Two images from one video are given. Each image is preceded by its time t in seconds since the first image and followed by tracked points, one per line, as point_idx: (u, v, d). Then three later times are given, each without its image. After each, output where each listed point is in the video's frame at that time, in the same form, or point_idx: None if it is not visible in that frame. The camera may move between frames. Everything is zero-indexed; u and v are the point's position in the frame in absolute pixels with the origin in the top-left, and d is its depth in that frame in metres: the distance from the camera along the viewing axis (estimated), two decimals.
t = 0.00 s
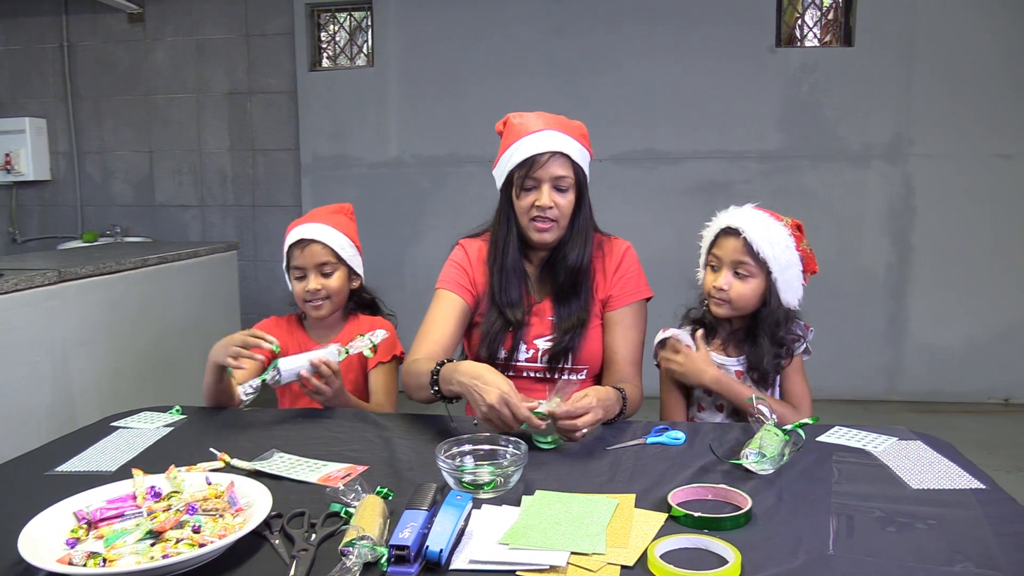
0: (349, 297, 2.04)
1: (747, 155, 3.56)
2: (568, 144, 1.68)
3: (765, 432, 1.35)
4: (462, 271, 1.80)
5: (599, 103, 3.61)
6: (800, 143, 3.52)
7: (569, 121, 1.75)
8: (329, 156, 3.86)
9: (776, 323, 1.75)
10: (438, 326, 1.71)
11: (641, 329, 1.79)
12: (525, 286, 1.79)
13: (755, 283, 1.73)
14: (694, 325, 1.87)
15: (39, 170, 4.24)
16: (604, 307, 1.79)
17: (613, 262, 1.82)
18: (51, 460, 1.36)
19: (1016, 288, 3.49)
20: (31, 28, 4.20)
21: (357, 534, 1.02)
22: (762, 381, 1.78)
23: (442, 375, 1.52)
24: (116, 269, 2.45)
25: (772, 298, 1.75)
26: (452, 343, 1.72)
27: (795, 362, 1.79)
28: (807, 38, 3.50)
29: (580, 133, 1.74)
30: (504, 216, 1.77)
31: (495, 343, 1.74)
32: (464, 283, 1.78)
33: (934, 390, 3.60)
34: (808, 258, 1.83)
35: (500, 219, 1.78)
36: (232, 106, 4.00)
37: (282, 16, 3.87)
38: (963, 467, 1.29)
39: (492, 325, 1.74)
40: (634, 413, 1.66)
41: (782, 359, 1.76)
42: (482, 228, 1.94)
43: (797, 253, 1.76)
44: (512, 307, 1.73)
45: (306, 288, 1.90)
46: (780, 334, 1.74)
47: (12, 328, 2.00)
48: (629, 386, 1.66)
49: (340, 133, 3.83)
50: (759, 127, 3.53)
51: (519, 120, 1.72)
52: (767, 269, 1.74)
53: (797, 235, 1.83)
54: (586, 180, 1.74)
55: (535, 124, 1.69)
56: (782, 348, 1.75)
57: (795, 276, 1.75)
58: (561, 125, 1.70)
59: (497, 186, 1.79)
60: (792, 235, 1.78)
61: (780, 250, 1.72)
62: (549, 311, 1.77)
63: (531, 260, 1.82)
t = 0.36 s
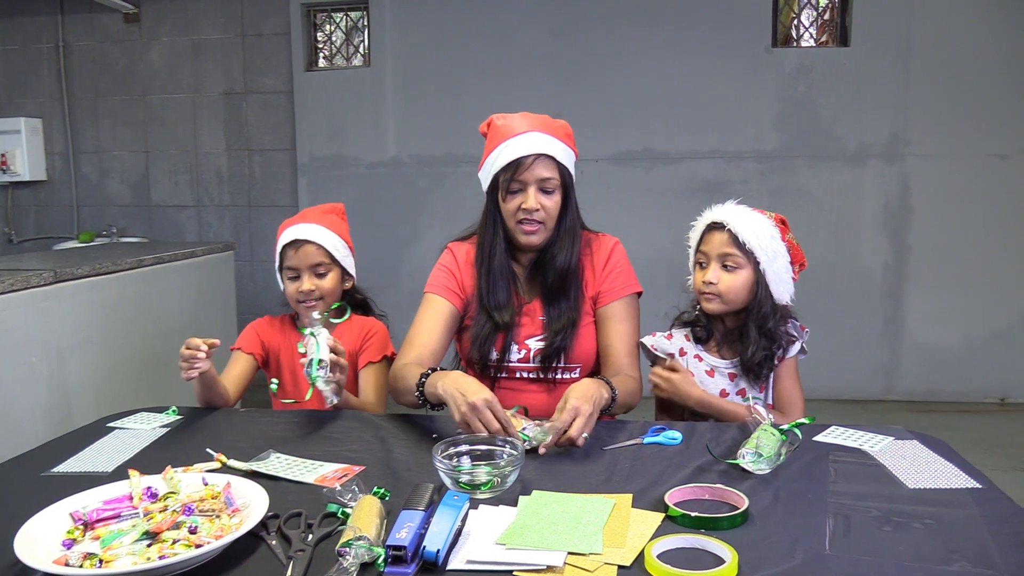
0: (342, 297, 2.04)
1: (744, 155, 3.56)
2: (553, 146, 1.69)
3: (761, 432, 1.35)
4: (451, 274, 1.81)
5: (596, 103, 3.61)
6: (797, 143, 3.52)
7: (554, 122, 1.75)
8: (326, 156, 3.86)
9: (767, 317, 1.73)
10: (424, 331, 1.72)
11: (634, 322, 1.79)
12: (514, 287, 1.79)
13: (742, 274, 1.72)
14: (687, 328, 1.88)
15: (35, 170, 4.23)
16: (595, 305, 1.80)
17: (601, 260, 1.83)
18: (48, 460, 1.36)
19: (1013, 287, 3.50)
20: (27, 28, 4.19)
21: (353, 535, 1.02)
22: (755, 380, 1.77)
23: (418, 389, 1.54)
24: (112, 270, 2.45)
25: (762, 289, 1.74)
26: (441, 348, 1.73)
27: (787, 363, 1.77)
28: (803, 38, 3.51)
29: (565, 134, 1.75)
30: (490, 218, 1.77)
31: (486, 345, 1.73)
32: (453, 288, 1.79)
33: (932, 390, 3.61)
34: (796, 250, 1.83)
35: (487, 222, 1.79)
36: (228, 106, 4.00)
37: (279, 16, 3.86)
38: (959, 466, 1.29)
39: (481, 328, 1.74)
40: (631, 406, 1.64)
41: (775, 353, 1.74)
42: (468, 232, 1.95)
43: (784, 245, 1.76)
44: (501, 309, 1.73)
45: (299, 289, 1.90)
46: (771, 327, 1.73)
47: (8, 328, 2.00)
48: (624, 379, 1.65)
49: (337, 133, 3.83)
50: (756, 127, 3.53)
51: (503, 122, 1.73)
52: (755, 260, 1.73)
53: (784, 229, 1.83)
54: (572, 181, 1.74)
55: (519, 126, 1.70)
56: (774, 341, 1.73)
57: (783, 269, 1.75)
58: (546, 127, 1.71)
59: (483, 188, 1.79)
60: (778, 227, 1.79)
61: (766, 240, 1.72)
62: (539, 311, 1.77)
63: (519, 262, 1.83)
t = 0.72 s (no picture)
0: (346, 298, 2.03)
1: (748, 155, 3.56)
2: (544, 146, 1.69)
3: (765, 432, 1.35)
4: (448, 278, 1.81)
5: (599, 103, 3.61)
6: (800, 143, 3.52)
7: (545, 122, 1.75)
8: (329, 157, 3.86)
9: (766, 318, 1.73)
10: (421, 336, 1.72)
11: (635, 320, 1.78)
12: (510, 288, 1.79)
13: (740, 275, 1.72)
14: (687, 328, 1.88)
15: (39, 170, 4.23)
16: (592, 304, 1.80)
17: (596, 258, 1.83)
18: (52, 461, 1.36)
19: (1016, 287, 3.49)
20: (32, 29, 4.20)
21: (357, 536, 1.02)
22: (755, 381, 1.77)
23: (428, 399, 1.52)
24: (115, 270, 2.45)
25: (760, 290, 1.73)
26: (440, 352, 1.74)
27: (787, 364, 1.78)
28: (806, 38, 3.50)
29: (556, 133, 1.75)
30: (483, 221, 1.77)
31: (483, 347, 1.73)
32: (450, 291, 1.79)
33: (935, 390, 3.60)
34: (796, 250, 1.83)
35: (480, 224, 1.79)
36: (232, 107, 4.00)
37: (282, 16, 3.87)
38: (964, 467, 1.29)
39: (477, 331, 1.74)
40: (639, 402, 1.63)
41: (775, 354, 1.73)
42: (465, 234, 1.95)
43: (784, 245, 1.76)
44: (497, 311, 1.73)
45: (302, 290, 1.91)
46: (770, 329, 1.72)
47: (13, 328, 2.00)
48: (629, 375, 1.64)
49: (340, 133, 3.83)
50: (759, 127, 3.53)
51: (494, 123, 1.73)
52: (753, 261, 1.73)
53: (785, 229, 1.83)
54: (564, 181, 1.75)
55: (511, 126, 1.70)
56: (773, 342, 1.72)
57: (783, 269, 1.74)
58: (537, 127, 1.71)
59: (476, 190, 1.80)
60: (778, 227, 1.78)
61: (765, 242, 1.71)
62: (536, 312, 1.77)
63: (515, 262, 1.83)
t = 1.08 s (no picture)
0: (349, 300, 2.02)
1: (748, 155, 3.56)
2: (543, 146, 1.69)
3: (765, 432, 1.35)
4: (448, 278, 1.81)
5: (599, 103, 3.61)
6: (800, 143, 3.52)
7: (545, 122, 1.75)
8: (330, 157, 3.86)
9: (763, 319, 1.73)
10: (420, 336, 1.71)
11: (631, 313, 1.77)
12: (510, 288, 1.79)
13: (736, 276, 1.72)
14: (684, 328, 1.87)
15: (39, 171, 4.23)
16: (590, 302, 1.79)
17: (595, 256, 1.82)
18: (52, 460, 1.36)
19: (1016, 287, 3.49)
20: (32, 29, 4.20)
21: (356, 537, 1.02)
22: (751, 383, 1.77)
23: (429, 380, 1.53)
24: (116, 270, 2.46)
25: (756, 291, 1.73)
26: (440, 353, 1.73)
27: (793, 375, 1.79)
28: (807, 38, 3.50)
29: (556, 133, 1.75)
30: (483, 221, 1.78)
31: (482, 347, 1.74)
32: (450, 291, 1.80)
33: (936, 390, 3.60)
34: (793, 251, 1.83)
35: (480, 224, 1.79)
36: (233, 107, 4.01)
37: (283, 16, 3.87)
38: (964, 467, 1.29)
39: (476, 330, 1.74)
40: (633, 395, 1.61)
41: (771, 355, 1.73)
42: (465, 234, 1.95)
43: (779, 246, 1.76)
44: (496, 310, 1.73)
45: (305, 286, 1.91)
46: (767, 330, 1.72)
47: (13, 327, 2.00)
48: (624, 368, 1.62)
49: (340, 133, 3.83)
50: (760, 127, 3.53)
51: (494, 123, 1.73)
52: (749, 262, 1.73)
53: (781, 230, 1.83)
54: (564, 181, 1.75)
55: (511, 127, 1.70)
56: (770, 344, 1.72)
57: (778, 270, 1.74)
58: (536, 128, 1.71)
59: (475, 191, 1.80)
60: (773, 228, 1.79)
61: (760, 242, 1.72)
62: (535, 311, 1.77)
63: (515, 263, 1.83)
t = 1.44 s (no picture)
0: (353, 305, 2.02)
1: (749, 155, 3.56)
2: (537, 145, 1.69)
3: (765, 432, 1.35)
4: (447, 278, 1.81)
5: (599, 103, 3.61)
6: (800, 143, 3.52)
7: (540, 122, 1.75)
8: (330, 157, 3.86)
9: (760, 318, 1.73)
10: (421, 335, 1.72)
11: (631, 300, 1.76)
12: (507, 286, 1.79)
13: (734, 277, 1.72)
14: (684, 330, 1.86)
15: (39, 171, 4.24)
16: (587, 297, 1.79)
17: (591, 252, 1.82)
18: (52, 461, 1.36)
19: (1016, 287, 3.49)
20: (32, 29, 4.20)
21: (357, 537, 1.02)
22: (751, 384, 1.75)
23: (429, 387, 1.54)
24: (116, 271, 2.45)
25: (754, 291, 1.74)
26: (443, 352, 1.74)
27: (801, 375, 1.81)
28: (807, 38, 3.50)
29: (551, 132, 1.75)
30: (479, 221, 1.78)
31: (481, 345, 1.74)
32: (449, 291, 1.80)
33: (936, 390, 3.60)
34: (788, 249, 1.84)
35: (476, 224, 1.80)
36: (233, 107, 4.00)
37: (283, 16, 3.87)
38: (963, 467, 1.29)
39: (473, 328, 1.74)
40: (640, 382, 1.62)
41: (771, 355, 1.72)
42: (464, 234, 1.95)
43: (775, 244, 1.77)
44: (493, 308, 1.73)
45: (314, 291, 1.89)
46: (765, 329, 1.72)
47: (13, 328, 2.00)
48: (630, 355, 1.63)
49: (340, 133, 3.83)
50: (760, 127, 3.53)
51: (489, 123, 1.73)
52: (746, 262, 1.73)
53: (775, 228, 1.84)
54: (559, 179, 1.75)
55: (506, 126, 1.70)
56: (768, 343, 1.72)
57: (775, 269, 1.75)
58: (532, 127, 1.71)
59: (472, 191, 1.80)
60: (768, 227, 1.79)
61: (757, 241, 1.73)
62: (532, 309, 1.77)
63: (512, 261, 1.83)
